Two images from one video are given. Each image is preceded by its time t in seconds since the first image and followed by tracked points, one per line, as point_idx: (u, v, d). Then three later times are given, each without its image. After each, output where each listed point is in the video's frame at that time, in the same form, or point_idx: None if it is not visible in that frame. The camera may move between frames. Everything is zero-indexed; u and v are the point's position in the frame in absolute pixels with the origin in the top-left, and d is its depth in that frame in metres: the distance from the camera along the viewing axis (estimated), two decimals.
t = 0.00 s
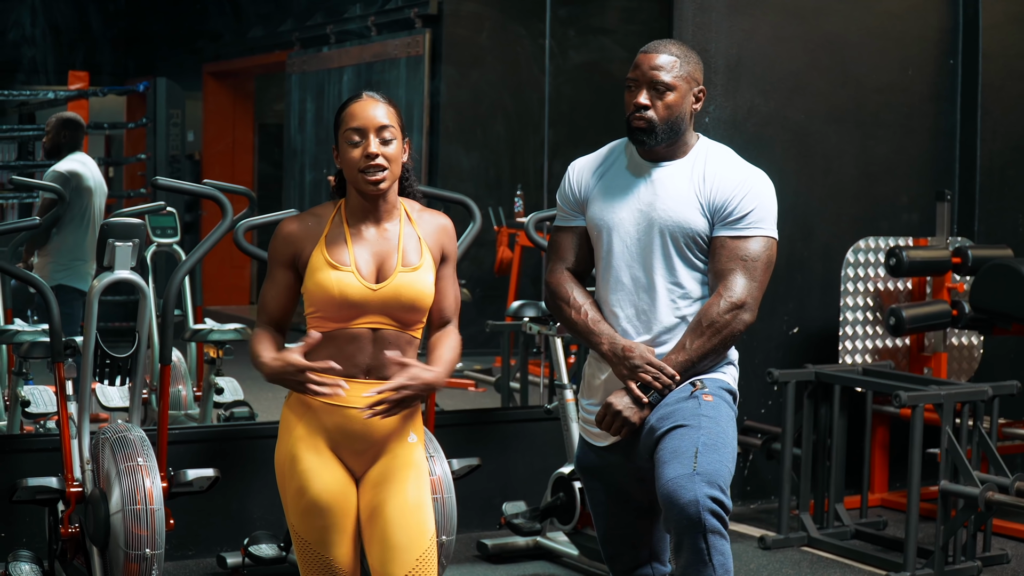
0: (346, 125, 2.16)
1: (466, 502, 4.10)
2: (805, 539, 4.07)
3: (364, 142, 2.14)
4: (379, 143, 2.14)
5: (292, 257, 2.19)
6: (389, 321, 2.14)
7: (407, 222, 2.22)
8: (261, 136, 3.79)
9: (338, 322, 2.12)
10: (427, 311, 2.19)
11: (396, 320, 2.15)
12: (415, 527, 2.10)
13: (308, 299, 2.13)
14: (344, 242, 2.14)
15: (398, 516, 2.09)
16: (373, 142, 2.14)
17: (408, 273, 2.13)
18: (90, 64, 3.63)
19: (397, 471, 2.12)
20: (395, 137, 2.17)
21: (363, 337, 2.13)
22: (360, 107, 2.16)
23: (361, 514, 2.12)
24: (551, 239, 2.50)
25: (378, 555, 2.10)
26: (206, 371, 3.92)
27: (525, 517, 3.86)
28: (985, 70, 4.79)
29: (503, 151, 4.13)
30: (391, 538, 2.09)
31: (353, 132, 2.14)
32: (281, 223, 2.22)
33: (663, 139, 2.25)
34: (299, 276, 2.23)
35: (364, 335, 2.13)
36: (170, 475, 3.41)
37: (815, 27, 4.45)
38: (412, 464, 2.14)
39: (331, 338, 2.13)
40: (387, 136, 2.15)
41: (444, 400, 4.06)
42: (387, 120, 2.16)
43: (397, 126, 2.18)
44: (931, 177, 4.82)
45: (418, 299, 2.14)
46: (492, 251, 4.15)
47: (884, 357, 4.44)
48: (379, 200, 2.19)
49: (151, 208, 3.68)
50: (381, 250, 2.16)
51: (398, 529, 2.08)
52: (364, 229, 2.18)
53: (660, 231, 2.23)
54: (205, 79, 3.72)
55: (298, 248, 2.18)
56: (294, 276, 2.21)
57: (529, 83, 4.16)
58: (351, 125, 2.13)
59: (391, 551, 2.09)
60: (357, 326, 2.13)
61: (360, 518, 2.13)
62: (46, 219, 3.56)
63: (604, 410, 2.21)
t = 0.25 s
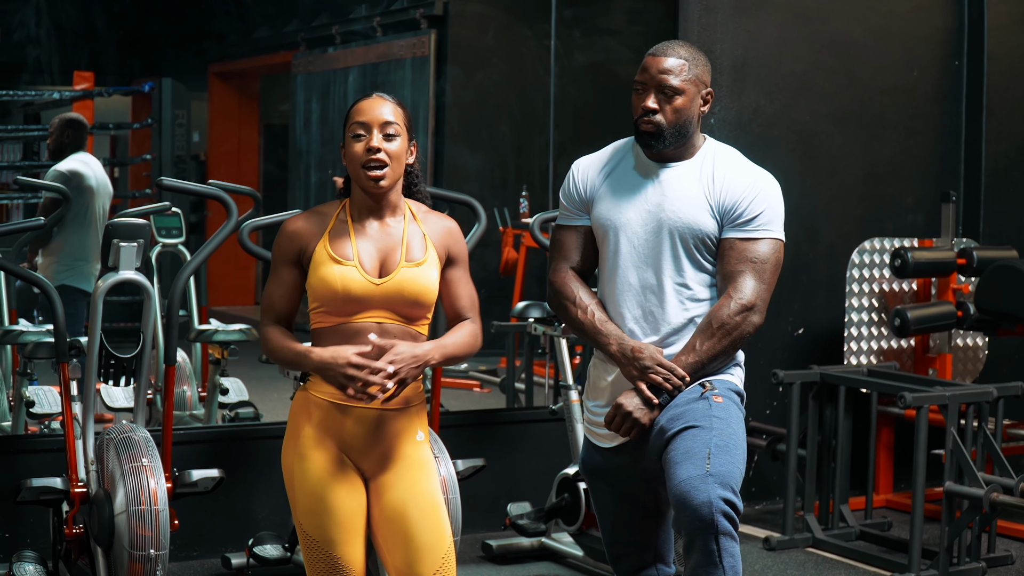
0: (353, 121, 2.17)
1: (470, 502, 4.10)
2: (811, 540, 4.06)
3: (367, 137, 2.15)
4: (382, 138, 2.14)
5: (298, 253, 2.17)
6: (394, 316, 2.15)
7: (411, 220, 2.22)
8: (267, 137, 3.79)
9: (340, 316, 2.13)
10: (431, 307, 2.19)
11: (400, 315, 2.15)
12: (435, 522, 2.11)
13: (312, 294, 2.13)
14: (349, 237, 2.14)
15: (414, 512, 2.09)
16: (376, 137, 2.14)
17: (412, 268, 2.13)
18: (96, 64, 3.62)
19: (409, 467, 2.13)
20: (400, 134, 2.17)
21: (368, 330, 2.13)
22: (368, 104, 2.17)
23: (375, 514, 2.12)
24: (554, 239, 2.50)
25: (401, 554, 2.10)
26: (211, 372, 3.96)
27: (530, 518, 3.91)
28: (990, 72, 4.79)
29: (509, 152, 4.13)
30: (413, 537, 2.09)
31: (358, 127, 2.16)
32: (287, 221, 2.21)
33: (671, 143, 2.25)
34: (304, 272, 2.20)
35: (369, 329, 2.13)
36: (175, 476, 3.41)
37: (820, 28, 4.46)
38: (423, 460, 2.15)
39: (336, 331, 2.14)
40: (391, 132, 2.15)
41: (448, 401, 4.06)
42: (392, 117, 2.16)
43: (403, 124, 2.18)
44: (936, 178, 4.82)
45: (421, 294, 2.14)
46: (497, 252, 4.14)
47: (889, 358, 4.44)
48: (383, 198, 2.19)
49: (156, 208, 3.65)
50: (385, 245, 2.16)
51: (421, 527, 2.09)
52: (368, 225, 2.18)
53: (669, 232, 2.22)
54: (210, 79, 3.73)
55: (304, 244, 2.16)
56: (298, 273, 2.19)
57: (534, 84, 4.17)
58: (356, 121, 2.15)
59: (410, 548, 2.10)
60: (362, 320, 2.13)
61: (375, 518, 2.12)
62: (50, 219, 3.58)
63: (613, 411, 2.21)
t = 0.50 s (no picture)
0: (359, 121, 2.18)
1: (472, 503, 4.10)
2: (812, 542, 4.06)
3: (373, 138, 2.16)
4: (387, 139, 2.15)
5: (312, 251, 2.16)
6: (411, 309, 2.16)
7: (421, 216, 2.23)
8: (269, 138, 3.82)
9: (358, 312, 2.14)
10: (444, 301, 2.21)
11: (417, 309, 2.17)
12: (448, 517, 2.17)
13: (329, 292, 2.13)
14: (362, 234, 2.15)
15: (429, 507, 2.14)
16: (381, 138, 2.15)
17: (427, 263, 2.15)
18: (97, 64, 3.62)
19: (426, 462, 2.16)
20: (406, 133, 2.17)
21: (387, 325, 2.14)
22: (375, 104, 2.17)
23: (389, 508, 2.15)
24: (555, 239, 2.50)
25: (416, 548, 2.15)
26: (213, 372, 3.96)
27: (532, 519, 3.90)
28: (992, 73, 4.80)
29: (511, 153, 4.13)
30: (429, 531, 2.14)
31: (364, 127, 2.16)
32: (299, 219, 2.19)
33: (688, 150, 2.26)
34: (318, 270, 2.20)
35: (388, 324, 2.14)
36: (176, 477, 3.40)
37: (822, 29, 4.46)
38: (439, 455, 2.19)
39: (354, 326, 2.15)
40: (398, 133, 2.15)
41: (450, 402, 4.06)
42: (399, 117, 2.16)
43: (410, 124, 2.18)
44: (938, 180, 4.83)
45: (436, 290, 2.16)
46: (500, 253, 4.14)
47: (891, 359, 4.45)
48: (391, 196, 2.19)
49: (158, 209, 3.66)
50: (399, 241, 2.16)
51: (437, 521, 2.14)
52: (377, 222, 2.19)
53: (674, 234, 2.22)
54: (213, 80, 3.74)
55: (318, 242, 2.15)
56: (309, 271, 2.18)
57: (536, 85, 4.17)
58: (362, 121, 2.15)
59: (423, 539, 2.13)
60: (380, 316, 2.14)
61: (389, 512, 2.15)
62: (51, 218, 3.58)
63: (618, 412, 2.21)
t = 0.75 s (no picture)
0: (367, 126, 2.22)
1: (469, 504, 4.10)
2: (809, 543, 4.06)
3: (383, 143, 2.20)
4: (396, 144, 2.20)
5: (328, 254, 2.17)
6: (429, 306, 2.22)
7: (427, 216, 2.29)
8: (266, 139, 3.81)
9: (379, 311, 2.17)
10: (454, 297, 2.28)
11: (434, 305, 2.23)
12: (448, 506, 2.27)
13: (348, 293, 2.15)
14: (377, 234, 2.18)
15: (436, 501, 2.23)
16: (390, 143, 2.20)
17: (443, 262, 2.22)
18: (94, 65, 3.62)
19: (438, 457, 2.24)
20: (414, 138, 2.22)
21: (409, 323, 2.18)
22: (383, 108, 2.21)
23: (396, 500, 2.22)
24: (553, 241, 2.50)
25: (418, 536, 2.24)
26: (210, 373, 3.94)
27: (529, 520, 3.86)
28: (989, 75, 4.80)
29: (508, 154, 4.14)
30: (433, 521, 2.24)
31: (374, 132, 2.20)
32: (312, 220, 2.18)
33: (685, 156, 2.26)
34: (332, 271, 2.20)
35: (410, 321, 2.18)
36: (172, 478, 3.40)
37: (820, 31, 4.46)
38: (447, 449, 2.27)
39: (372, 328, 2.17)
40: (407, 137, 2.20)
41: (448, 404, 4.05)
42: (408, 121, 2.20)
43: (418, 128, 2.23)
44: (935, 181, 4.83)
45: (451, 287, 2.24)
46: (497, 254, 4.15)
47: (888, 361, 4.46)
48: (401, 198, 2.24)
49: (155, 210, 3.65)
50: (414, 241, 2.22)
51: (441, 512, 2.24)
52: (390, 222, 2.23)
53: (671, 237, 2.22)
54: (210, 80, 3.71)
55: (334, 244, 2.16)
56: (327, 272, 2.18)
57: (534, 86, 4.17)
58: (372, 127, 2.19)
59: (429, 533, 2.24)
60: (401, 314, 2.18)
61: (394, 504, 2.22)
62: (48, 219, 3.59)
63: (614, 415, 2.21)
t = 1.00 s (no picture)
0: (376, 134, 2.24)
1: (465, 507, 4.09)
2: (806, 546, 4.06)
3: (391, 151, 2.22)
4: (405, 152, 2.22)
5: (335, 256, 2.19)
6: (433, 312, 2.25)
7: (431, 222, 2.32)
8: (263, 141, 3.80)
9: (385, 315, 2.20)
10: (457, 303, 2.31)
11: (438, 311, 2.26)
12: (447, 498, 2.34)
13: (355, 295, 2.18)
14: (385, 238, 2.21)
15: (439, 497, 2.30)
16: (399, 152, 2.22)
17: (447, 268, 2.25)
18: (92, 67, 3.62)
19: (441, 455, 2.31)
20: (421, 146, 2.25)
21: (413, 326, 2.21)
22: (390, 116, 2.23)
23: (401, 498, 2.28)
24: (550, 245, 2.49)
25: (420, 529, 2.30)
26: (206, 376, 3.92)
27: (526, 522, 3.88)
28: (986, 77, 4.80)
29: (505, 157, 4.14)
30: (434, 513, 2.30)
31: (382, 141, 2.23)
32: (318, 223, 2.21)
33: (679, 163, 2.25)
34: (338, 274, 2.22)
35: (414, 326, 2.21)
36: (169, 480, 3.39)
37: (817, 34, 4.47)
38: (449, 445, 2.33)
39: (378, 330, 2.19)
40: (414, 146, 2.23)
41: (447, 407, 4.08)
42: (415, 130, 2.23)
43: (424, 135, 2.25)
44: (932, 184, 4.83)
45: (454, 293, 2.27)
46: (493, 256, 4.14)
47: (885, 363, 4.46)
48: (406, 203, 2.27)
49: (152, 212, 3.65)
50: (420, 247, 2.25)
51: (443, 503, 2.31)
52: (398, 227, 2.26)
53: (668, 243, 2.22)
54: (206, 82, 3.74)
55: (343, 246, 2.18)
56: (333, 274, 2.21)
57: (531, 88, 4.18)
58: (380, 135, 2.21)
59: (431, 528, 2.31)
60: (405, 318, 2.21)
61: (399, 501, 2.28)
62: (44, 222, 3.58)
63: (613, 419, 2.21)
